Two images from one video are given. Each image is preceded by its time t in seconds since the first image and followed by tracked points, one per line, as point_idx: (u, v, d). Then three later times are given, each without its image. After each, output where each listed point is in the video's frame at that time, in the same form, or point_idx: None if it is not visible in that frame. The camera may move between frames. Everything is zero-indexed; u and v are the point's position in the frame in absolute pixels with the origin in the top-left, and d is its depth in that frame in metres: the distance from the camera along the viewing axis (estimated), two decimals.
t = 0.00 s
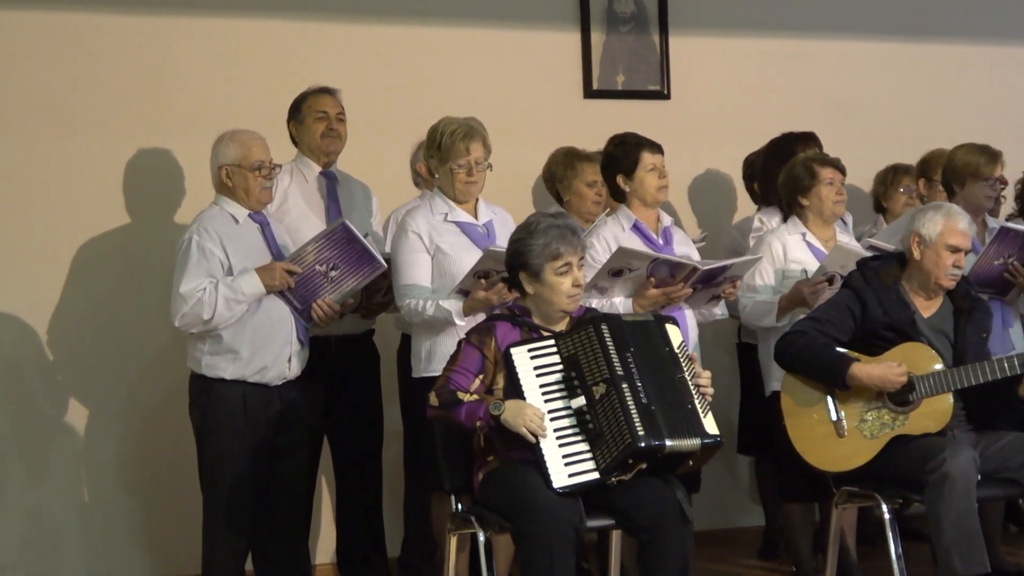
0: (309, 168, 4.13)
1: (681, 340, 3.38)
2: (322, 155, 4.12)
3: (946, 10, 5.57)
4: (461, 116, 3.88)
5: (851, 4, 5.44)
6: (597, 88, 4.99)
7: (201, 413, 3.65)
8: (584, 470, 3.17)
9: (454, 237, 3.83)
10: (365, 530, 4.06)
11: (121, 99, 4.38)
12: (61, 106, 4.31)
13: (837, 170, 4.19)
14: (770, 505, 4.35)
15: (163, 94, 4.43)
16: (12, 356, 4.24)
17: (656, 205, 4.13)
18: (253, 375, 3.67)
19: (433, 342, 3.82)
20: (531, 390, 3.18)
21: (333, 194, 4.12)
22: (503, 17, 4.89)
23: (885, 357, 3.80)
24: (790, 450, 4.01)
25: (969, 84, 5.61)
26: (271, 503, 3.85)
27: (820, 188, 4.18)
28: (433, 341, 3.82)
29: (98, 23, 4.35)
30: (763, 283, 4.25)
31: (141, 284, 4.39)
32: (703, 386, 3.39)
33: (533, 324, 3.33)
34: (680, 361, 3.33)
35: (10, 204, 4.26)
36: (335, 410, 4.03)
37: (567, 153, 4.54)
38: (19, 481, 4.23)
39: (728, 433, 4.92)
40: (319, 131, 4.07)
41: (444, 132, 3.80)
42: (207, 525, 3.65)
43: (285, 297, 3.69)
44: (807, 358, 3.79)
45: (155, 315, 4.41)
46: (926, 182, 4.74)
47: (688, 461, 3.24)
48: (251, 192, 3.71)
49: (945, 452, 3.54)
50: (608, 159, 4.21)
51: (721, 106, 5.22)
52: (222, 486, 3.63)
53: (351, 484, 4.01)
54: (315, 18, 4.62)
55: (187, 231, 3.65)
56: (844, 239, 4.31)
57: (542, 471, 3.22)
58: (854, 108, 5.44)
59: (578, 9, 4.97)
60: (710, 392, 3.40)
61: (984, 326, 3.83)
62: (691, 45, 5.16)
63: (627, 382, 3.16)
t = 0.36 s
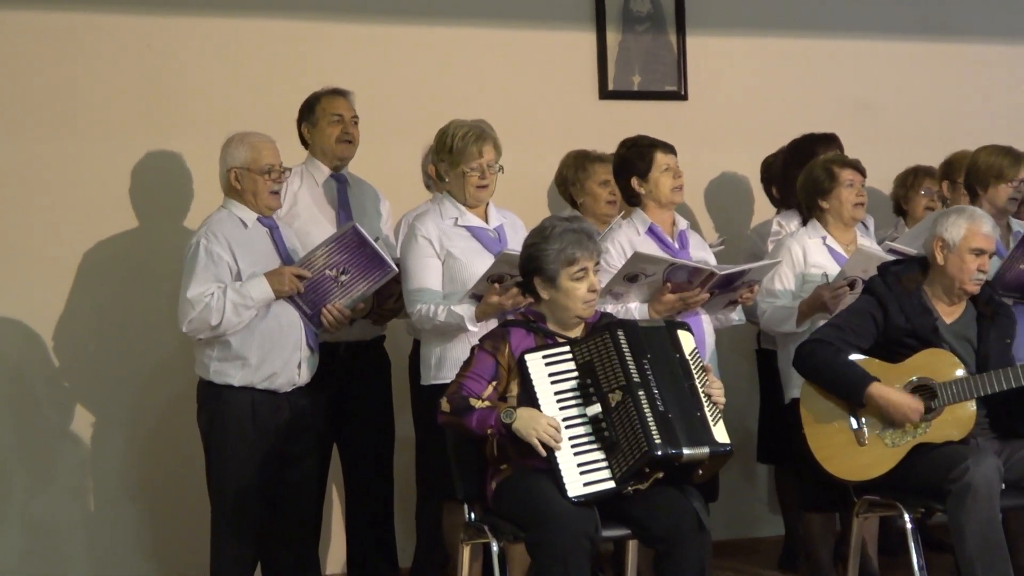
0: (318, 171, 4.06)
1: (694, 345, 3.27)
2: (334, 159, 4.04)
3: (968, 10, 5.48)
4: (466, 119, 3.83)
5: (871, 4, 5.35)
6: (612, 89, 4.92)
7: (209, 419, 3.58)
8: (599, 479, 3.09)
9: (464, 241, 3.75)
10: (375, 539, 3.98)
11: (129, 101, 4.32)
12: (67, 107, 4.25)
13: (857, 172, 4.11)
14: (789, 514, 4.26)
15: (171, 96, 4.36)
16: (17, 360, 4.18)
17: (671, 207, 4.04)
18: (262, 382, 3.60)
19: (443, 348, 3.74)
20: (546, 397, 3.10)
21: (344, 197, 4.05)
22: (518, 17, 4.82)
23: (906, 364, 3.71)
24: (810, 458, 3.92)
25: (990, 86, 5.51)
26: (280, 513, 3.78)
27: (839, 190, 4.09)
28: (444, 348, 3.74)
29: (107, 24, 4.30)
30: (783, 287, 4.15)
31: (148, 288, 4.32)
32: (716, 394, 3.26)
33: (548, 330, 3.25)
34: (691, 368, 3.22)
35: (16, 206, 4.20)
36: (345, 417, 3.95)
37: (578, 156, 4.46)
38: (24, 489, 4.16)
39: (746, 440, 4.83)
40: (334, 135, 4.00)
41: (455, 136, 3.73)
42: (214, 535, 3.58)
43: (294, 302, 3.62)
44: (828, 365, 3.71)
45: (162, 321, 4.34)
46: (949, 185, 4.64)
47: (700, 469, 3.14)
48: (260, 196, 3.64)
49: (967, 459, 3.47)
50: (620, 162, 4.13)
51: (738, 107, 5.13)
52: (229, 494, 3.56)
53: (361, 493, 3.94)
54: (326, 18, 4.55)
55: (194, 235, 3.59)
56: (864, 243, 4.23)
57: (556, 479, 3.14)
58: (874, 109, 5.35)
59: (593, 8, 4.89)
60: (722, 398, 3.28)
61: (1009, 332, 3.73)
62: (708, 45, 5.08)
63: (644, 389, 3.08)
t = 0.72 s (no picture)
0: (327, 172, 3.97)
1: (703, 350, 3.16)
2: (345, 162, 3.95)
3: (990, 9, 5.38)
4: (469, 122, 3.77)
5: (891, 2, 5.25)
6: (628, 89, 4.83)
7: (216, 427, 3.50)
8: (614, 489, 3.00)
9: (474, 247, 3.67)
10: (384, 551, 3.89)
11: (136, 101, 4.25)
12: (73, 108, 4.19)
13: (878, 174, 4.01)
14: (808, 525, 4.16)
15: (179, 97, 4.30)
16: (23, 365, 4.12)
17: (685, 211, 3.95)
18: (269, 390, 3.52)
19: (453, 357, 3.67)
20: (560, 406, 3.02)
21: (353, 201, 3.98)
22: (532, 17, 4.74)
23: (928, 372, 3.61)
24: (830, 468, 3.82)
25: (1011, 87, 5.40)
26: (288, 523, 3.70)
27: (861, 194, 4.00)
28: (453, 356, 3.67)
29: (114, 24, 4.23)
30: (802, 292, 4.07)
31: (155, 293, 4.25)
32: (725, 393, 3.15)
33: (561, 337, 3.17)
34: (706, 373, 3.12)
35: (21, 208, 4.13)
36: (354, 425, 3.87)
37: (586, 161, 4.33)
38: (28, 497, 4.10)
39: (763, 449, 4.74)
40: (347, 138, 3.91)
41: (471, 136, 3.66)
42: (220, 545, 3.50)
43: (303, 307, 3.56)
44: (849, 373, 3.61)
45: (169, 327, 4.27)
46: (973, 188, 4.54)
47: (714, 478, 3.03)
48: (268, 200, 3.57)
49: (992, 469, 3.37)
50: (633, 165, 4.03)
51: (756, 108, 5.04)
52: (236, 504, 3.48)
53: (371, 503, 3.86)
54: (337, 18, 4.48)
55: (200, 239, 3.51)
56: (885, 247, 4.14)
57: (570, 489, 3.05)
58: (894, 110, 5.25)
59: (608, 8, 4.81)
60: (732, 400, 3.16)
61: None
62: (725, 45, 4.99)
63: (660, 397, 2.99)
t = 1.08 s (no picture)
0: (340, 173, 3.88)
1: (720, 352, 3.06)
2: (360, 162, 3.88)
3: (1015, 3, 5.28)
4: (482, 122, 3.68)
5: None
6: (646, 87, 4.74)
7: (226, 433, 3.43)
8: (635, 494, 2.91)
9: (488, 250, 3.59)
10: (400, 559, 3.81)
11: (146, 101, 4.18)
12: (82, 108, 4.12)
13: (905, 174, 3.93)
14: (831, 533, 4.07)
15: (190, 97, 4.22)
16: (30, 370, 4.05)
17: (703, 210, 3.85)
18: (281, 396, 3.44)
19: (466, 361, 3.60)
20: (579, 409, 2.93)
21: (367, 202, 3.89)
22: (548, 14, 4.66)
23: (954, 375, 3.51)
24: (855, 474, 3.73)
25: None
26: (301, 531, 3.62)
27: (885, 193, 3.92)
28: (467, 360, 3.60)
29: (124, 22, 4.16)
30: (825, 293, 3.98)
31: (166, 296, 4.18)
32: (744, 398, 3.06)
33: (579, 340, 3.08)
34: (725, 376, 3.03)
35: (30, 210, 4.07)
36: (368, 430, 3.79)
37: (601, 160, 4.22)
38: (36, 504, 4.03)
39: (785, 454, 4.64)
40: (361, 138, 3.83)
41: (485, 135, 3.58)
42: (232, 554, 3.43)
43: (314, 311, 3.46)
44: (873, 376, 3.52)
45: (180, 330, 4.20)
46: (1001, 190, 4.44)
47: (728, 483, 2.96)
48: (280, 201, 3.49)
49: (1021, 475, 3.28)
50: (651, 165, 3.93)
51: (776, 105, 4.95)
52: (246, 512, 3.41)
53: (384, 511, 3.78)
54: (351, 15, 4.41)
55: (210, 241, 3.43)
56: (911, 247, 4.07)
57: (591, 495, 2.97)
58: (917, 107, 5.15)
59: (626, 4, 4.72)
60: (750, 404, 3.07)
61: None
62: (745, 41, 4.90)
63: (681, 400, 2.90)
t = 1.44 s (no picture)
0: (355, 172, 3.79)
1: (755, 354, 2.98)
2: (373, 163, 3.77)
3: None
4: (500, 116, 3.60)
5: None
6: (668, 81, 4.65)
7: (239, 436, 3.35)
8: (660, 497, 2.83)
9: (506, 249, 3.50)
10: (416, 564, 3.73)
11: (159, 96, 4.11)
12: (94, 103, 4.05)
13: (934, 171, 3.83)
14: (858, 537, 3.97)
15: (204, 92, 4.16)
16: (42, 370, 3.99)
17: (723, 210, 3.73)
18: (295, 398, 3.36)
19: (485, 362, 3.50)
20: (603, 409, 2.84)
21: (383, 201, 3.80)
22: (568, 7, 4.58)
23: (985, 375, 3.41)
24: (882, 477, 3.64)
25: None
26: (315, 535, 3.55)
27: (913, 190, 3.83)
28: (486, 362, 3.51)
29: (136, 17, 4.10)
30: (852, 292, 3.88)
31: (179, 296, 4.12)
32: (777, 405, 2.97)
33: (602, 338, 3.00)
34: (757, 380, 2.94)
35: (42, 207, 4.01)
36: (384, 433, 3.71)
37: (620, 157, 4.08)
38: (47, 506, 3.97)
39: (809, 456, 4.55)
40: (373, 141, 3.73)
41: (503, 129, 3.49)
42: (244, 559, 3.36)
43: (328, 311, 3.38)
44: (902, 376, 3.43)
45: (194, 330, 4.13)
46: None
47: (756, 488, 2.86)
48: (296, 202, 3.40)
49: None
50: (672, 161, 3.81)
51: (800, 99, 4.85)
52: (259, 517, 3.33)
53: (399, 515, 3.70)
54: (367, 9, 4.33)
55: (223, 240, 3.36)
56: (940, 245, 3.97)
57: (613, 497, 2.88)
58: (944, 100, 5.04)
59: None
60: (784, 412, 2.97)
61: None
62: (768, 34, 4.81)
63: (708, 401, 2.82)
